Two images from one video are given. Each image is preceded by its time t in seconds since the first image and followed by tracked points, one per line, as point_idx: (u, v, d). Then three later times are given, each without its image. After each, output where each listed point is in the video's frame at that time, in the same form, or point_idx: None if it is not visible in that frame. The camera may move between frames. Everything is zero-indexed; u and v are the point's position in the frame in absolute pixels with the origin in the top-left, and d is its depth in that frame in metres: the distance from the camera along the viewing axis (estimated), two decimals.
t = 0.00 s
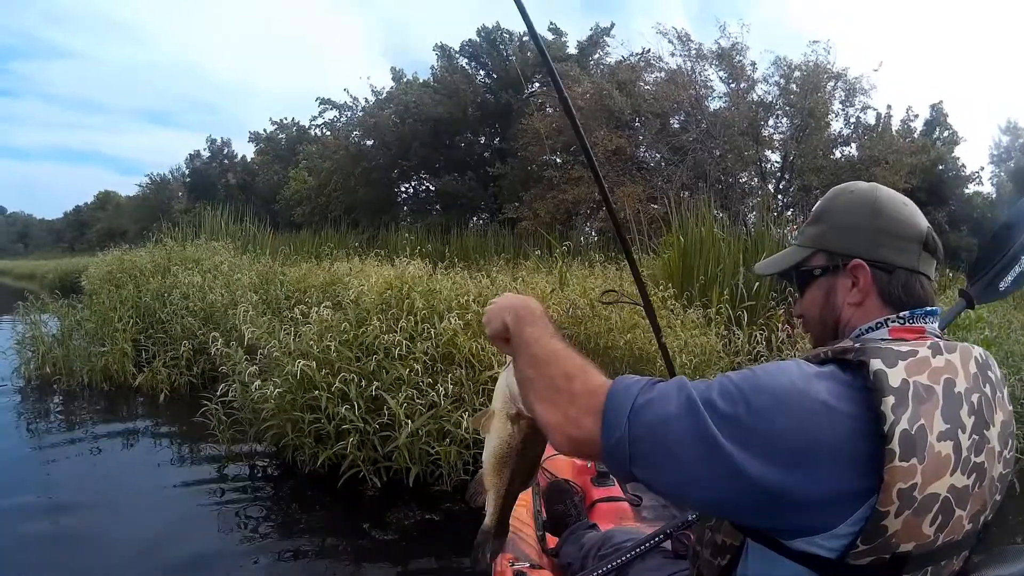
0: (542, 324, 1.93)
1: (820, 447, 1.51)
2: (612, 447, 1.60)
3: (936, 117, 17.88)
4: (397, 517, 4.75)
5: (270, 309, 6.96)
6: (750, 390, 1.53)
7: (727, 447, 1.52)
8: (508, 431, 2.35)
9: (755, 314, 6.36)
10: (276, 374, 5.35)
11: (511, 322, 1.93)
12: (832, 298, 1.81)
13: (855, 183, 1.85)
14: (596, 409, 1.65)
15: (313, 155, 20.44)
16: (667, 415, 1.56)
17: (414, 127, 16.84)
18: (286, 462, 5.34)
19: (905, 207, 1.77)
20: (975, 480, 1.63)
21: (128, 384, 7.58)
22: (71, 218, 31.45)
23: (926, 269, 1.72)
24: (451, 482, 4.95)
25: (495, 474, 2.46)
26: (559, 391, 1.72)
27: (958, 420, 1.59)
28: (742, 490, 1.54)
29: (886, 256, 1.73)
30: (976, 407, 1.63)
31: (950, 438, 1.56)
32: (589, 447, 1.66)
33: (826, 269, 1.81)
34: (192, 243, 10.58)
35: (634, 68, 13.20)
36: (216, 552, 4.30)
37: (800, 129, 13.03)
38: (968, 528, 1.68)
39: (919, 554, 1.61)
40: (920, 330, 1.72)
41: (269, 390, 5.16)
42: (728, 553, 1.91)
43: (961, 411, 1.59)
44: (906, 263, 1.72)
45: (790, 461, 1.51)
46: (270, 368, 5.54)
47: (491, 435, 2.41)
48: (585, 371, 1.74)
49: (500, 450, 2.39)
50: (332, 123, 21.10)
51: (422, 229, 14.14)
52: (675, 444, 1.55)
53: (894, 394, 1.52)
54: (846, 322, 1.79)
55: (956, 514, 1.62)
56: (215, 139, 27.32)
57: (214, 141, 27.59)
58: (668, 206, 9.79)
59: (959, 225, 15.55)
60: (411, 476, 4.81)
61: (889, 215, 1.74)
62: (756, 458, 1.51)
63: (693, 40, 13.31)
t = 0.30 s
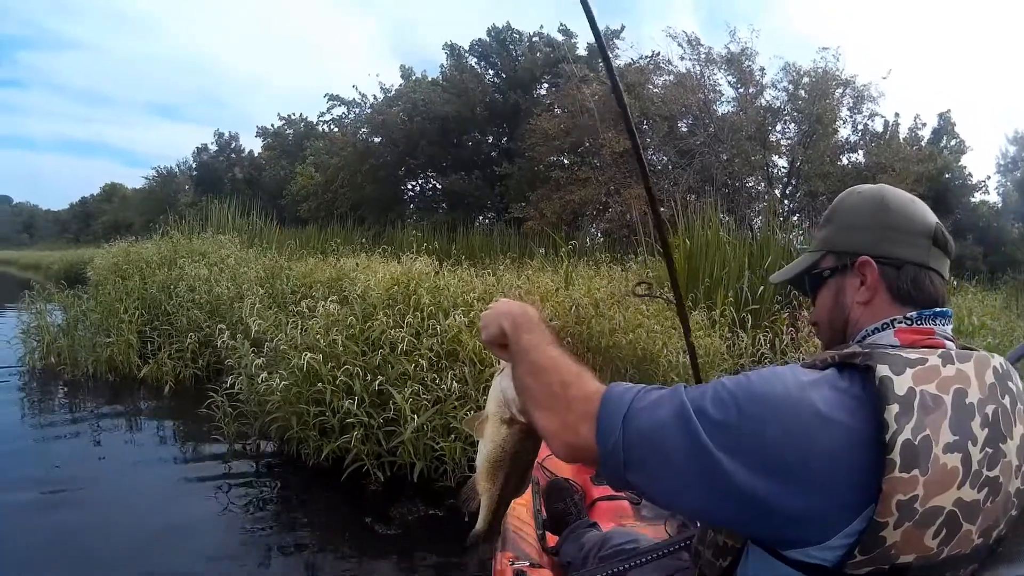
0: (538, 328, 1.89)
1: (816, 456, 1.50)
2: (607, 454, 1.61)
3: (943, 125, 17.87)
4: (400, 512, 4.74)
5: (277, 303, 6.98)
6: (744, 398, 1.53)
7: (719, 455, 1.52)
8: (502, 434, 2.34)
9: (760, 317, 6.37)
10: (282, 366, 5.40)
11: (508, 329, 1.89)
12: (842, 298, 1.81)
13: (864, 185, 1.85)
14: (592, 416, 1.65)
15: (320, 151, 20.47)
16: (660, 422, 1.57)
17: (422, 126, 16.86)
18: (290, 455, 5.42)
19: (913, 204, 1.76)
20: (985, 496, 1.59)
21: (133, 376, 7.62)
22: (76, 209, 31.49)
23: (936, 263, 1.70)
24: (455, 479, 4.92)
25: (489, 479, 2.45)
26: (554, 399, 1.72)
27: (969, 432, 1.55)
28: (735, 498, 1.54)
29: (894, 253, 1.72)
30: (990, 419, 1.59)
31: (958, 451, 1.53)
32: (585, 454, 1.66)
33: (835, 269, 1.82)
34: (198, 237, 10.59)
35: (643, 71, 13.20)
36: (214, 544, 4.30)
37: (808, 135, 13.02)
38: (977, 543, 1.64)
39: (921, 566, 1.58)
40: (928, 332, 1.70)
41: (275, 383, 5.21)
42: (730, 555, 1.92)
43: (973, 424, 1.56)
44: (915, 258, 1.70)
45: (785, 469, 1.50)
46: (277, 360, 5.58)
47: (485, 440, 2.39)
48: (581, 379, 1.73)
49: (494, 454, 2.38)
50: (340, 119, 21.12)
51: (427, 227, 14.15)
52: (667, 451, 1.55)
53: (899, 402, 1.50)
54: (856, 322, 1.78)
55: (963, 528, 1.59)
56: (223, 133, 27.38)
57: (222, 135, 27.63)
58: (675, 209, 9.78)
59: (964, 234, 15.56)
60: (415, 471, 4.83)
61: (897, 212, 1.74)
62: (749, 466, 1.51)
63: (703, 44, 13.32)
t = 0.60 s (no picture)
0: (536, 332, 1.88)
1: (813, 456, 1.49)
2: (606, 455, 1.63)
3: (942, 119, 17.86)
4: (408, 516, 4.75)
5: (281, 312, 7.00)
6: (740, 399, 1.53)
7: (715, 456, 1.52)
8: (506, 439, 2.33)
9: (762, 316, 6.36)
10: (288, 376, 5.42)
11: (507, 335, 1.88)
12: (843, 296, 1.81)
13: (862, 185, 1.86)
14: (591, 418, 1.66)
15: (321, 160, 20.48)
16: (657, 423, 1.58)
17: (422, 131, 16.87)
18: (299, 462, 5.42)
19: (912, 200, 1.77)
20: (986, 498, 1.59)
21: (140, 388, 7.63)
22: (79, 223, 31.54)
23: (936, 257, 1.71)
24: (462, 482, 4.93)
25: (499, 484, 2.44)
26: (555, 402, 1.73)
27: (969, 434, 1.55)
28: (733, 498, 1.54)
29: (893, 248, 1.72)
30: (992, 422, 1.58)
31: (958, 452, 1.53)
32: (586, 456, 1.67)
33: (836, 268, 1.82)
34: (201, 248, 10.60)
35: (641, 71, 13.20)
36: (222, 551, 4.31)
37: (806, 132, 13.02)
38: (978, 545, 1.64)
39: (920, 566, 1.59)
40: (928, 329, 1.69)
41: (281, 392, 5.22)
42: (728, 549, 1.91)
43: (974, 425, 1.55)
44: (915, 253, 1.71)
45: (781, 470, 1.50)
46: (282, 369, 5.59)
47: (491, 447, 2.39)
48: (580, 382, 1.73)
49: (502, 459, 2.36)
50: (339, 127, 21.14)
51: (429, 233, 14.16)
52: (664, 451, 1.56)
53: (896, 402, 1.49)
54: (855, 319, 1.78)
55: (964, 530, 1.59)
56: (224, 143, 27.43)
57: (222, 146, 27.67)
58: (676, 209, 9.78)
59: (966, 226, 15.55)
60: (421, 476, 4.83)
61: (894, 210, 1.75)
62: (744, 467, 1.52)
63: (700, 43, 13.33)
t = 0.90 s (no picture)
0: (550, 325, 1.91)
1: (818, 455, 1.49)
2: (613, 447, 1.62)
3: (945, 111, 17.82)
4: (416, 513, 4.76)
5: (288, 314, 7.03)
6: (746, 395, 1.53)
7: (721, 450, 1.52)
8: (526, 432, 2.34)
9: (767, 311, 6.36)
10: (297, 377, 5.43)
11: (522, 329, 1.91)
12: (851, 300, 1.81)
13: (871, 190, 1.84)
14: (600, 411, 1.66)
15: (325, 160, 20.51)
16: (665, 417, 1.57)
17: (425, 131, 16.88)
18: (308, 462, 5.43)
19: (917, 202, 1.75)
20: (993, 505, 1.56)
21: (149, 391, 7.65)
22: (85, 227, 31.57)
23: (941, 259, 1.68)
24: (469, 480, 4.96)
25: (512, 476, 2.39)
26: (566, 394, 1.73)
27: (976, 438, 1.53)
28: (736, 494, 1.54)
29: (897, 251, 1.72)
30: (1001, 428, 1.56)
31: (963, 456, 1.51)
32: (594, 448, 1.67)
33: (845, 272, 1.82)
34: (208, 250, 10.63)
35: (644, 68, 13.19)
36: (231, 550, 4.32)
37: (809, 126, 12.99)
38: (984, 552, 1.60)
39: (921, 569, 1.56)
40: (937, 332, 1.69)
41: (290, 393, 5.23)
42: (735, 548, 1.90)
43: (980, 430, 1.54)
44: (919, 256, 1.70)
45: (785, 467, 1.50)
46: (292, 371, 5.60)
47: (506, 439, 2.38)
48: (591, 374, 1.74)
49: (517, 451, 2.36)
50: (343, 127, 21.16)
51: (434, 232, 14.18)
52: (671, 445, 1.56)
53: (902, 402, 1.49)
54: (864, 323, 1.79)
55: (969, 536, 1.56)
56: (228, 145, 27.47)
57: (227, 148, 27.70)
58: (680, 205, 9.79)
59: (971, 219, 15.52)
60: (429, 475, 4.84)
61: (899, 212, 1.73)
62: (749, 461, 1.52)
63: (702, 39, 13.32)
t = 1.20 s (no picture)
0: (565, 322, 1.95)
1: (814, 454, 1.50)
2: (614, 443, 1.66)
3: (941, 102, 17.82)
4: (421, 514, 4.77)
5: (291, 320, 7.04)
6: (743, 395, 1.54)
7: (718, 449, 1.54)
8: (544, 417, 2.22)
9: (766, 308, 6.38)
10: (301, 383, 5.43)
11: (538, 323, 1.96)
12: (847, 305, 1.81)
13: (862, 193, 1.80)
14: (602, 408, 1.70)
15: (324, 165, 20.51)
16: (664, 415, 1.59)
17: (423, 134, 16.89)
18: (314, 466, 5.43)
19: (895, 203, 1.69)
20: (989, 500, 1.55)
21: (155, 401, 7.66)
22: (86, 237, 31.50)
23: (913, 264, 1.64)
24: (474, 480, 4.99)
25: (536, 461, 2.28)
26: (572, 389, 1.78)
27: (972, 432, 1.52)
28: (732, 491, 1.55)
29: (873, 259, 1.70)
30: (996, 423, 1.55)
31: (960, 451, 1.51)
32: (595, 444, 1.71)
33: (842, 278, 1.81)
34: (209, 259, 10.63)
35: (640, 67, 13.20)
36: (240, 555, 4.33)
37: (806, 120, 13.00)
38: (981, 548, 1.59)
39: (920, 565, 1.55)
40: (935, 335, 1.66)
41: (295, 399, 5.24)
42: (735, 547, 1.91)
43: (977, 424, 1.53)
44: (892, 262, 1.67)
45: (779, 466, 1.51)
46: (295, 376, 5.60)
47: (526, 426, 2.29)
48: (597, 373, 1.78)
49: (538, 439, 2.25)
50: (341, 132, 21.16)
51: (434, 235, 14.19)
52: (669, 443, 1.58)
53: (899, 398, 1.49)
54: (860, 327, 1.78)
55: (967, 531, 1.55)
56: (227, 153, 27.46)
57: (225, 155, 27.69)
58: (678, 203, 9.80)
59: (970, 209, 15.52)
60: (434, 477, 4.89)
61: (877, 219, 1.70)
62: (745, 460, 1.53)
63: (697, 37, 13.32)
